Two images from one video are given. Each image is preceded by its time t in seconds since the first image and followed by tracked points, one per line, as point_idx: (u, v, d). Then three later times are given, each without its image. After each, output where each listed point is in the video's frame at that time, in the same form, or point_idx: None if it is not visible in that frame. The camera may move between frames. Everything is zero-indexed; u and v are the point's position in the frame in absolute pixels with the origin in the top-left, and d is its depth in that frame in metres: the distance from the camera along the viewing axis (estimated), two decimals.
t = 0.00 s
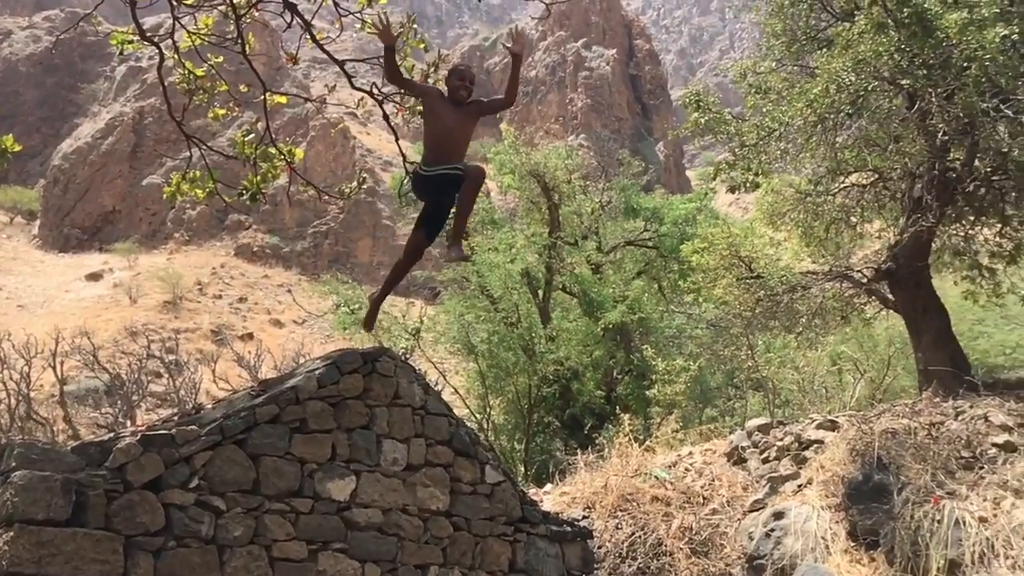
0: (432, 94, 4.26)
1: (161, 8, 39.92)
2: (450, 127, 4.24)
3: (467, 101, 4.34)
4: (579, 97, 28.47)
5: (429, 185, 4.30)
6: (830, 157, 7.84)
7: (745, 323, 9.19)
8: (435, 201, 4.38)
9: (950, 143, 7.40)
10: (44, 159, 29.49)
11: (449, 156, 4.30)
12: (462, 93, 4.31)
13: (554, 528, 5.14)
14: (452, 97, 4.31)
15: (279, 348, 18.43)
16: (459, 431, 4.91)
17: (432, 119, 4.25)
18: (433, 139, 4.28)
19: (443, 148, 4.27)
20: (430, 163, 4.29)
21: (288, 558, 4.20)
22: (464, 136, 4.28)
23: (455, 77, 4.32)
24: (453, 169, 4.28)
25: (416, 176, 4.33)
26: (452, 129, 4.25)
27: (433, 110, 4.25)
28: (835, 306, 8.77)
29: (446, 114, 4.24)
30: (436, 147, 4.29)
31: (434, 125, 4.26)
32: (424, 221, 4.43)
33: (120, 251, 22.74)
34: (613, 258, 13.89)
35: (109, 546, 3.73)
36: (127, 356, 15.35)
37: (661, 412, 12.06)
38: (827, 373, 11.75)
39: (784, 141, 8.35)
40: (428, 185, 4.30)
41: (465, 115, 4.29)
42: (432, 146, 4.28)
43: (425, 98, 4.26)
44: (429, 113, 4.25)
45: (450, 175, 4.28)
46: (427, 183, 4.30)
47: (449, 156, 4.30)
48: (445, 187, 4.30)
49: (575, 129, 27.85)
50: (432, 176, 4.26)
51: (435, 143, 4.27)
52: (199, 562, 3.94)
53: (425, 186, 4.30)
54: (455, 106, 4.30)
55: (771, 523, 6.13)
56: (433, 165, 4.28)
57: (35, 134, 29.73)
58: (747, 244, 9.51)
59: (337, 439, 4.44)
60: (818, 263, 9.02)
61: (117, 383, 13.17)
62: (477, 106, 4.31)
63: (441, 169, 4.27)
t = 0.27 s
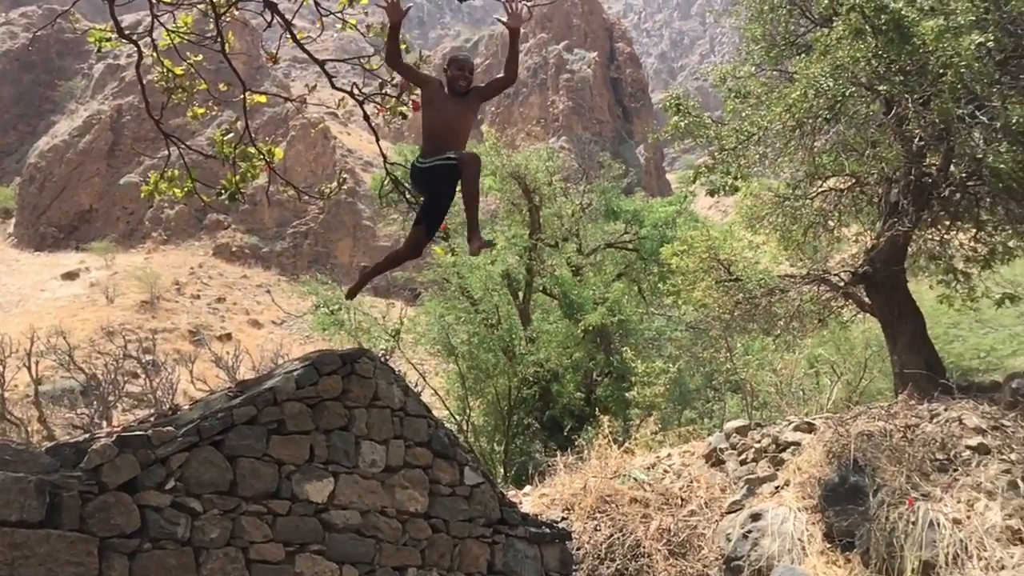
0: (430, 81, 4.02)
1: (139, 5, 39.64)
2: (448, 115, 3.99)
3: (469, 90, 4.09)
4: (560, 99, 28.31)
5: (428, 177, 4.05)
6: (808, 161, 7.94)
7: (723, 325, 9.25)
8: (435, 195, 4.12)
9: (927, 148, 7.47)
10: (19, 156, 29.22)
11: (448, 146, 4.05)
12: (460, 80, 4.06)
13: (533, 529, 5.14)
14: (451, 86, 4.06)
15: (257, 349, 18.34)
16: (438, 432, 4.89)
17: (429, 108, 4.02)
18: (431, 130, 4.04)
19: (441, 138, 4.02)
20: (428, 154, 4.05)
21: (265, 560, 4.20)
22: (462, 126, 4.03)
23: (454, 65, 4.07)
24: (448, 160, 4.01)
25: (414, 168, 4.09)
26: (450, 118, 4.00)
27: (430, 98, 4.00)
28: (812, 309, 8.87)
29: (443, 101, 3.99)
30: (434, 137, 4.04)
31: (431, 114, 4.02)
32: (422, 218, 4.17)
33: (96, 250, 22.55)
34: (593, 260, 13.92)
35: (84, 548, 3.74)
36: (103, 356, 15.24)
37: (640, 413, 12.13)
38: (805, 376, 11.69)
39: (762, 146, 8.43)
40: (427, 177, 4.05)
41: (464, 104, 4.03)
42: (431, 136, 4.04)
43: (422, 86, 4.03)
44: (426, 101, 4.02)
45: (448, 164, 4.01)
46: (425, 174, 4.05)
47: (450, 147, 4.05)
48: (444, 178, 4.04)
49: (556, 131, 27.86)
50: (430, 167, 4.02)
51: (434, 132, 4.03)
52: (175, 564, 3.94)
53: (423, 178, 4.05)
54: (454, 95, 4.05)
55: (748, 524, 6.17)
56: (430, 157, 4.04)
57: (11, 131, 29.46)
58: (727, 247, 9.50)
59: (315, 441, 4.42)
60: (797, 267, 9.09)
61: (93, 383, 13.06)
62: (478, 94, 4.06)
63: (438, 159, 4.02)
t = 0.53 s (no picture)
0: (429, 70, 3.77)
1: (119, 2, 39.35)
2: (447, 104, 3.73)
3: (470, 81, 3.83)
4: (541, 101, 28.35)
5: (427, 171, 3.78)
6: (786, 164, 8.05)
7: (702, 327, 9.30)
8: (434, 190, 3.84)
9: (904, 152, 7.58)
10: None
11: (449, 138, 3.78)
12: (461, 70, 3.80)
13: (512, 530, 5.10)
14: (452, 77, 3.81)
15: (235, 349, 18.25)
16: (416, 433, 4.87)
17: (427, 97, 3.77)
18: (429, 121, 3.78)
19: (439, 129, 3.76)
20: (427, 146, 3.79)
21: (241, 562, 4.22)
22: (464, 117, 3.77)
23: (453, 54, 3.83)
24: (445, 152, 3.74)
25: (412, 162, 3.82)
26: (449, 107, 3.74)
27: (428, 87, 3.75)
28: (790, 312, 8.94)
29: (443, 90, 3.74)
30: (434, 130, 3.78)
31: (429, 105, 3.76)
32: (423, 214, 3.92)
33: (73, 249, 22.35)
34: (573, 262, 13.96)
35: (58, 550, 3.80)
36: (79, 357, 15.12)
37: (619, 414, 12.19)
38: (781, 377, 11.87)
39: (740, 149, 8.49)
40: (426, 170, 3.78)
41: (465, 94, 3.77)
42: (430, 127, 3.78)
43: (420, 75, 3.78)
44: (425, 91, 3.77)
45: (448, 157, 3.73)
46: (423, 167, 3.78)
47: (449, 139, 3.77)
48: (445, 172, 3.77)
49: (537, 132, 27.82)
50: (428, 160, 3.74)
51: (432, 124, 3.77)
52: (150, 566, 3.98)
53: (421, 172, 3.79)
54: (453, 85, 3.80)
55: (725, 524, 6.20)
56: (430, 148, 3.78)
57: None
58: (706, 249, 9.50)
59: (293, 442, 4.42)
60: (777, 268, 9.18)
61: (68, 383, 12.95)
62: (480, 84, 3.80)
63: (438, 150, 3.75)
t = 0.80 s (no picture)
0: (430, 62, 3.85)
1: None
2: (449, 97, 3.82)
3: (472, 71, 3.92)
4: (523, 100, 28.08)
5: (428, 164, 3.86)
6: (765, 166, 8.03)
7: (681, 326, 9.33)
8: (434, 182, 3.94)
9: (880, 155, 7.62)
10: None
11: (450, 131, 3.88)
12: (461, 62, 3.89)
13: (490, 529, 5.09)
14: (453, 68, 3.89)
15: (213, 347, 18.13)
16: (395, 433, 4.85)
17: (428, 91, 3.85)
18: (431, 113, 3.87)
19: (440, 120, 3.85)
20: (428, 139, 3.88)
21: (217, 562, 4.20)
22: (465, 109, 3.86)
23: (455, 45, 3.90)
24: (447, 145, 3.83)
25: (412, 155, 3.91)
26: (451, 99, 3.83)
27: (430, 79, 3.83)
28: (768, 311, 8.98)
29: (443, 82, 3.83)
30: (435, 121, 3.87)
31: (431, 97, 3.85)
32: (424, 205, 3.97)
33: (48, 246, 22.13)
34: (553, 261, 13.96)
35: (31, 550, 3.78)
36: (54, 355, 14.97)
37: (599, 413, 12.21)
38: (759, 376, 11.95)
39: (720, 150, 8.52)
40: (427, 164, 3.86)
41: (465, 86, 3.86)
42: (431, 120, 3.87)
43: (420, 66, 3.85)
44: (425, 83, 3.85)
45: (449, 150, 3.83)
46: (424, 161, 3.87)
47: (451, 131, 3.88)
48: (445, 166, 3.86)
49: (519, 131, 27.71)
50: (430, 154, 3.85)
51: (434, 117, 3.86)
52: (125, 566, 3.96)
53: (422, 165, 3.87)
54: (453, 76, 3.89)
55: (703, 523, 6.19)
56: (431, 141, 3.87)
57: None
58: (685, 249, 9.56)
59: (270, 441, 4.40)
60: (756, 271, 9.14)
61: (43, 382, 12.82)
62: (481, 76, 3.89)
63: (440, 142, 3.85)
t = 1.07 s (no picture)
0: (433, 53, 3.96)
1: None
2: (455, 90, 3.97)
3: (472, 60, 4.08)
4: (505, 98, 28.06)
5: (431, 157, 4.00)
6: (746, 166, 8.06)
7: (662, 326, 9.35)
8: (437, 172, 4.08)
9: (859, 155, 7.66)
10: None
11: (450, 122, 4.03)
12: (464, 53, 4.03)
13: (470, 528, 5.09)
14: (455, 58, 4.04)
15: (192, 344, 18.01)
16: (375, 431, 4.84)
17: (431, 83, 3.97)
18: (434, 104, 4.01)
19: (444, 113, 3.99)
20: (432, 131, 4.01)
21: (194, 560, 4.18)
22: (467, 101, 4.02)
23: (459, 34, 4.02)
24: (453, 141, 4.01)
25: (414, 146, 4.04)
26: (456, 92, 3.98)
27: (436, 71, 3.96)
28: (748, 311, 9.02)
29: (450, 75, 3.97)
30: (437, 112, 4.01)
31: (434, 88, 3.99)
32: (429, 192, 4.08)
33: (25, 241, 21.90)
34: (535, 260, 13.91)
35: (5, 549, 3.76)
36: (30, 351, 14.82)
37: (579, 412, 12.23)
38: (739, 375, 12.02)
39: (701, 150, 8.55)
40: (429, 158, 4.00)
41: (469, 80, 4.02)
42: (433, 111, 4.00)
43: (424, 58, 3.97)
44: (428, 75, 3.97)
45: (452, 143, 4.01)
46: (425, 154, 4.00)
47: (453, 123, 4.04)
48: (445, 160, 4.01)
49: (501, 130, 27.73)
50: (432, 148, 3.98)
51: (436, 108, 4.00)
52: (100, 565, 3.94)
53: (425, 157, 4.01)
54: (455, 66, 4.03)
55: (682, 522, 6.24)
56: (435, 133, 4.00)
57: None
58: (666, 249, 9.48)
59: (249, 439, 4.38)
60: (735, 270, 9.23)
61: (18, 378, 12.68)
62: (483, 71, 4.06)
63: (442, 135, 4.01)
